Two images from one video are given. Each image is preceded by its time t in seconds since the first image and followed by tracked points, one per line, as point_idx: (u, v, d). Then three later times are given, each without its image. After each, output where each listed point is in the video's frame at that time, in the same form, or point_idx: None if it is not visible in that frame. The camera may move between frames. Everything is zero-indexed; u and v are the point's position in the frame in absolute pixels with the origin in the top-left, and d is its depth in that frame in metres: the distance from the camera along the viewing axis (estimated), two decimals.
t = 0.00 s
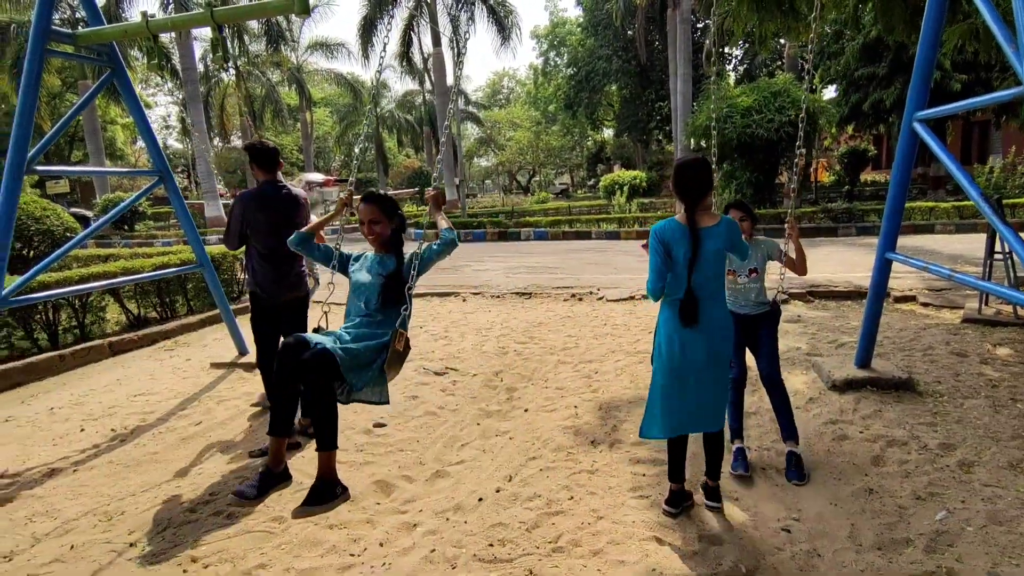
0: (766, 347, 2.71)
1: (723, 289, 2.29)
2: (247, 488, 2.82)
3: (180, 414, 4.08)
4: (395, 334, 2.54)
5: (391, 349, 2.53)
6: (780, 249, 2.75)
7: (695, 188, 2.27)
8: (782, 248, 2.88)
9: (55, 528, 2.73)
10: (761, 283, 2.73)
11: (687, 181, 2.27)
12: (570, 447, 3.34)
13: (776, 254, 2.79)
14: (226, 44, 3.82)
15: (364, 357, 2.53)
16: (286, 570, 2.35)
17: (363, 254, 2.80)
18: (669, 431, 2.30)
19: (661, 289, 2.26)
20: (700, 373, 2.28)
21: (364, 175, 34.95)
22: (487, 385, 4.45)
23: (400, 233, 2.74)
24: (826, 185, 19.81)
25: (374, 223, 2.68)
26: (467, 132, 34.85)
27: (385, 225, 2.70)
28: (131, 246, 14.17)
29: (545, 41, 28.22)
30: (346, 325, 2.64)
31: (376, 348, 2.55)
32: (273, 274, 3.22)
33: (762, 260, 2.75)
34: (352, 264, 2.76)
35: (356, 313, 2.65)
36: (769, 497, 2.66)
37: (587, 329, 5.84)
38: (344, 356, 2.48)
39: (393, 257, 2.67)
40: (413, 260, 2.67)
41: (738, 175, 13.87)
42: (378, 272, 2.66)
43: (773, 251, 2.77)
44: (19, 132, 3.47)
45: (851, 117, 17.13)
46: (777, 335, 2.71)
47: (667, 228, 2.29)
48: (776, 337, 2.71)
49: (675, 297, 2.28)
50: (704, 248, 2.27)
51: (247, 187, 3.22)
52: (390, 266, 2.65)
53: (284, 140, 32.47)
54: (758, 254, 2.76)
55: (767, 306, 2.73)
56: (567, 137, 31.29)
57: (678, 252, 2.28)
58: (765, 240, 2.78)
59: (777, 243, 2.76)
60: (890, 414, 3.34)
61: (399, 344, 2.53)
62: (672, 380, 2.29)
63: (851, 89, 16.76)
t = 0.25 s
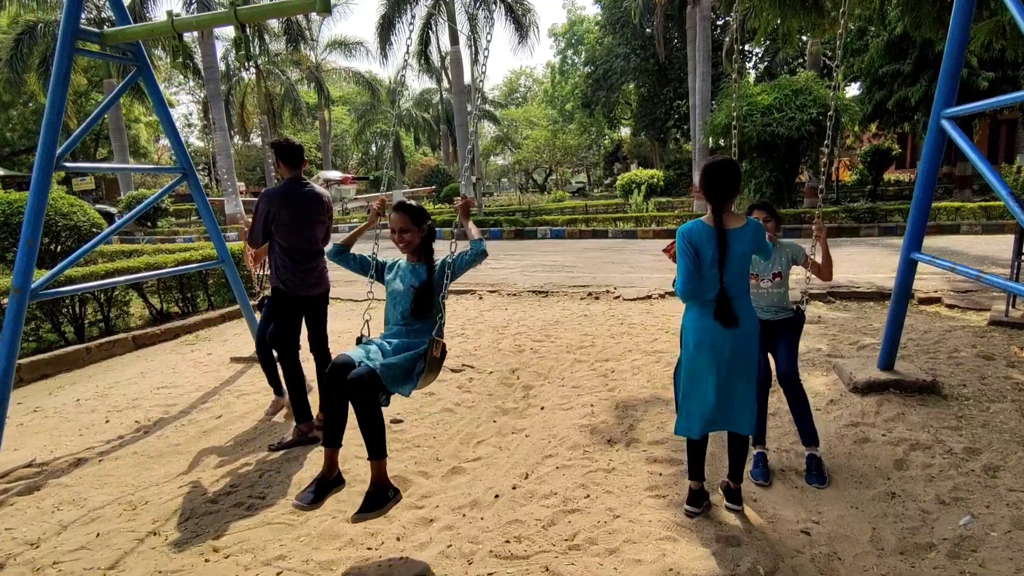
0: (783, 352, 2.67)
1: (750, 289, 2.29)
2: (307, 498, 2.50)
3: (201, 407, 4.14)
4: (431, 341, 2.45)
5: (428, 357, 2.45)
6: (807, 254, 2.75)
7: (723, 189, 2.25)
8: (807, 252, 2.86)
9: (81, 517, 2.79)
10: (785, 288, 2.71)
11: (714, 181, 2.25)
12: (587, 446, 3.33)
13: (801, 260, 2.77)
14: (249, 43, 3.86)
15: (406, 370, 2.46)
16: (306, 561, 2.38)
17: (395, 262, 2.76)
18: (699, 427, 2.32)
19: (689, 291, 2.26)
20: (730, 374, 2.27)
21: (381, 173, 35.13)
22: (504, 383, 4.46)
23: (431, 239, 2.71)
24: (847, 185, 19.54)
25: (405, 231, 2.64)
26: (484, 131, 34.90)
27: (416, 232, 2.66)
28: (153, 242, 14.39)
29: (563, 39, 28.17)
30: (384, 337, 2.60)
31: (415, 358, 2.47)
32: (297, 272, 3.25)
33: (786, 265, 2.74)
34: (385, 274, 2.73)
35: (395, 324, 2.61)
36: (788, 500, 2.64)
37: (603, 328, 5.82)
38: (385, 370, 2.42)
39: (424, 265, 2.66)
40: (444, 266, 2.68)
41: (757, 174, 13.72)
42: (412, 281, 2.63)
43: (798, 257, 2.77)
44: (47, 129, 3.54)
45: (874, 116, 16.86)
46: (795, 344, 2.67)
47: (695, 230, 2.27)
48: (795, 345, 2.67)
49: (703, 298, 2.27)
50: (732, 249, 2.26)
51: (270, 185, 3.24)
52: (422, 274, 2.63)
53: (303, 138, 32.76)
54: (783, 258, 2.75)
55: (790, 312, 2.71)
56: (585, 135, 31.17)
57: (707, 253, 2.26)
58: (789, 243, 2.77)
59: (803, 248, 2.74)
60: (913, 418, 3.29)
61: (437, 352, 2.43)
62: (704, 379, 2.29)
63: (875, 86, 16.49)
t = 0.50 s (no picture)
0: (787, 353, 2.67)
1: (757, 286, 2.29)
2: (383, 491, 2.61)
3: (208, 404, 4.16)
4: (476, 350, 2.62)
5: (474, 365, 2.63)
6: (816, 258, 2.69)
7: (731, 187, 2.24)
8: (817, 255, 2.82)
9: (89, 512, 2.81)
10: (791, 293, 2.69)
11: (723, 179, 2.23)
12: (592, 445, 3.33)
13: (811, 263, 2.72)
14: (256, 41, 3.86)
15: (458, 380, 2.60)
16: (311, 558, 2.39)
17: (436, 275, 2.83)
18: (731, 429, 2.29)
19: (697, 289, 2.26)
20: (740, 371, 2.27)
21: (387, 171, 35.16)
22: (509, 381, 4.46)
23: (471, 253, 2.75)
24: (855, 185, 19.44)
25: (450, 248, 2.69)
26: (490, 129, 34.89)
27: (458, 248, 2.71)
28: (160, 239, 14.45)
29: (570, 37, 28.12)
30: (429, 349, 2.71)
31: (461, 368, 2.61)
32: (305, 270, 3.27)
33: (795, 268, 2.70)
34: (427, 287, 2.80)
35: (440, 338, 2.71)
36: (794, 500, 2.63)
37: (608, 327, 5.81)
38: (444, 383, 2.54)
39: (464, 280, 2.71)
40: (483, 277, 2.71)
41: (764, 173, 13.66)
42: (453, 298, 2.72)
43: (810, 260, 2.71)
44: (57, 126, 3.56)
45: (883, 114, 16.74)
46: (800, 346, 2.67)
47: (702, 228, 2.25)
48: (799, 347, 2.66)
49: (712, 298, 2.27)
50: (739, 248, 2.25)
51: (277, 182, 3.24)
52: (463, 290, 2.70)
53: (309, 136, 32.83)
54: (792, 262, 2.71)
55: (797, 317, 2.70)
56: (591, 133, 31.10)
57: (713, 252, 2.26)
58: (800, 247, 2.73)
59: (814, 253, 2.69)
60: (920, 418, 3.27)
61: (480, 357, 2.63)
62: (716, 376, 2.28)
63: (883, 85, 16.39)
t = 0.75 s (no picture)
0: (785, 355, 2.65)
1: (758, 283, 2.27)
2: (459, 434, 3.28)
3: (208, 402, 4.16)
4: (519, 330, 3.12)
5: (517, 342, 3.14)
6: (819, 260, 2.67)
7: (733, 184, 2.22)
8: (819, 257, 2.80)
9: (89, 510, 2.81)
10: (793, 295, 2.68)
11: (723, 177, 2.21)
12: (593, 444, 3.32)
13: (813, 265, 2.70)
14: (256, 38, 3.85)
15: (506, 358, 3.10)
16: (311, 557, 2.39)
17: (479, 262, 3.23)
18: (738, 430, 2.28)
19: (696, 288, 2.24)
20: (741, 370, 2.26)
21: (389, 169, 35.15)
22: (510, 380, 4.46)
23: (510, 246, 3.18)
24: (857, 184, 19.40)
25: (494, 241, 3.12)
26: (491, 127, 34.88)
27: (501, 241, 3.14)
28: (163, 237, 14.48)
29: (572, 36, 28.10)
30: (477, 329, 3.20)
31: (509, 346, 3.12)
32: (307, 268, 3.26)
33: (797, 271, 2.68)
34: (470, 273, 3.21)
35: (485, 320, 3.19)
36: (794, 500, 2.62)
37: (609, 325, 5.80)
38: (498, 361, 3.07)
39: (504, 269, 3.14)
40: (520, 267, 3.15)
41: (766, 172, 13.63)
42: (495, 284, 3.16)
43: (812, 262, 2.69)
44: (57, 122, 3.55)
45: (885, 113, 16.68)
46: (799, 348, 2.65)
47: (702, 226, 2.23)
48: (799, 350, 2.65)
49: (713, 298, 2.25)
50: (739, 247, 2.23)
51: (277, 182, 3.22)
52: (503, 278, 3.14)
53: (311, 134, 32.81)
54: (794, 264, 2.69)
55: (797, 319, 2.68)
56: (593, 132, 31.06)
57: (713, 250, 2.23)
58: (802, 249, 2.70)
59: (816, 255, 2.67)
60: (922, 418, 3.26)
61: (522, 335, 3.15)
62: (717, 375, 2.27)
63: (886, 83, 16.35)
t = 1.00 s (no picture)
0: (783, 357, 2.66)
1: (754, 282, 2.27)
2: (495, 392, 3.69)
3: (206, 401, 4.15)
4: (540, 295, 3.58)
5: (540, 305, 3.61)
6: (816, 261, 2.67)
7: (727, 183, 2.22)
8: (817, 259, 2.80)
9: (86, 509, 2.81)
10: (790, 297, 2.67)
11: (717, 175, 2.22)
12: (592, 443, 3.32)
13: (811, 266, 2.71)
14: (254, 36, 3.83)
15: (529, 322, 3.57)
16: (308, 556, 2.38)
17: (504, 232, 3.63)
18: (736, 429, 2.27)
19: (691, 287, 2.25)
20: (738, 369, 2.26)
21: (388, 168, 35.12)
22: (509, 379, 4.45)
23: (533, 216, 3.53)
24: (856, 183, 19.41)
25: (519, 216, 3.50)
26: (491, 126, 34.87)
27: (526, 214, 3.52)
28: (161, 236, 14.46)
29: (571, 35, 28.09)
30: (505, 293, 3.63)
31: (533, 309, 3.59)
32: (305, 267, 3.26)
33: (794, 272, 2.68)
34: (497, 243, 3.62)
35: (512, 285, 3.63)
36: (792, 499, 2.61)
37: (608, 324, 5.80)
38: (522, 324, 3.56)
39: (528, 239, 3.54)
40: (539, 239, 3.53)
41: (765, 171, 13.62)
42: (521, 254, 3.58)
43: (809, 263, 2.69)
44: (54, 120, 3.54)
45: (884, 112, 16.68)
46: (796, 350, 2.65)
47: (697, 226, 2.24)
48: (796, 352, 2.65)
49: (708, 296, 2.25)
50: (733, 246, 2.22)
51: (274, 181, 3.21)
52: (528, 247, 3.55)
53: (310, 133, 32.77)
54: (791, 266, 2.69)
55: (794, 322, 2.68)
56: (592, 131, 31.05)
57: (707, 248, 2.24)
58: (800, 250, 2.70)
59: (813, 257, 2.66)
60: (920, 417, 3.26)
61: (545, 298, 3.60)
62: (713, 374, 2.28)
63: (885, 82, 16.35)
